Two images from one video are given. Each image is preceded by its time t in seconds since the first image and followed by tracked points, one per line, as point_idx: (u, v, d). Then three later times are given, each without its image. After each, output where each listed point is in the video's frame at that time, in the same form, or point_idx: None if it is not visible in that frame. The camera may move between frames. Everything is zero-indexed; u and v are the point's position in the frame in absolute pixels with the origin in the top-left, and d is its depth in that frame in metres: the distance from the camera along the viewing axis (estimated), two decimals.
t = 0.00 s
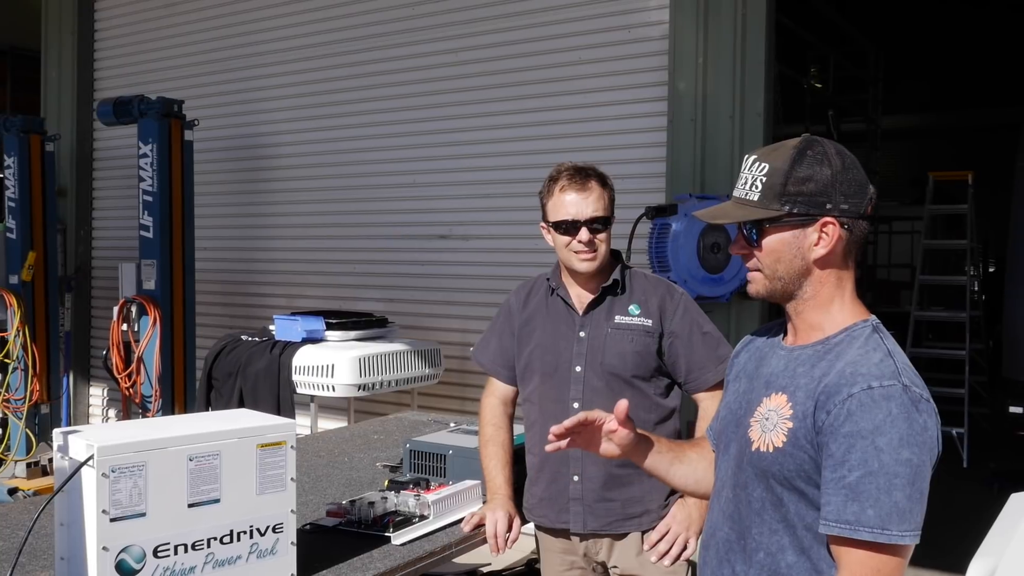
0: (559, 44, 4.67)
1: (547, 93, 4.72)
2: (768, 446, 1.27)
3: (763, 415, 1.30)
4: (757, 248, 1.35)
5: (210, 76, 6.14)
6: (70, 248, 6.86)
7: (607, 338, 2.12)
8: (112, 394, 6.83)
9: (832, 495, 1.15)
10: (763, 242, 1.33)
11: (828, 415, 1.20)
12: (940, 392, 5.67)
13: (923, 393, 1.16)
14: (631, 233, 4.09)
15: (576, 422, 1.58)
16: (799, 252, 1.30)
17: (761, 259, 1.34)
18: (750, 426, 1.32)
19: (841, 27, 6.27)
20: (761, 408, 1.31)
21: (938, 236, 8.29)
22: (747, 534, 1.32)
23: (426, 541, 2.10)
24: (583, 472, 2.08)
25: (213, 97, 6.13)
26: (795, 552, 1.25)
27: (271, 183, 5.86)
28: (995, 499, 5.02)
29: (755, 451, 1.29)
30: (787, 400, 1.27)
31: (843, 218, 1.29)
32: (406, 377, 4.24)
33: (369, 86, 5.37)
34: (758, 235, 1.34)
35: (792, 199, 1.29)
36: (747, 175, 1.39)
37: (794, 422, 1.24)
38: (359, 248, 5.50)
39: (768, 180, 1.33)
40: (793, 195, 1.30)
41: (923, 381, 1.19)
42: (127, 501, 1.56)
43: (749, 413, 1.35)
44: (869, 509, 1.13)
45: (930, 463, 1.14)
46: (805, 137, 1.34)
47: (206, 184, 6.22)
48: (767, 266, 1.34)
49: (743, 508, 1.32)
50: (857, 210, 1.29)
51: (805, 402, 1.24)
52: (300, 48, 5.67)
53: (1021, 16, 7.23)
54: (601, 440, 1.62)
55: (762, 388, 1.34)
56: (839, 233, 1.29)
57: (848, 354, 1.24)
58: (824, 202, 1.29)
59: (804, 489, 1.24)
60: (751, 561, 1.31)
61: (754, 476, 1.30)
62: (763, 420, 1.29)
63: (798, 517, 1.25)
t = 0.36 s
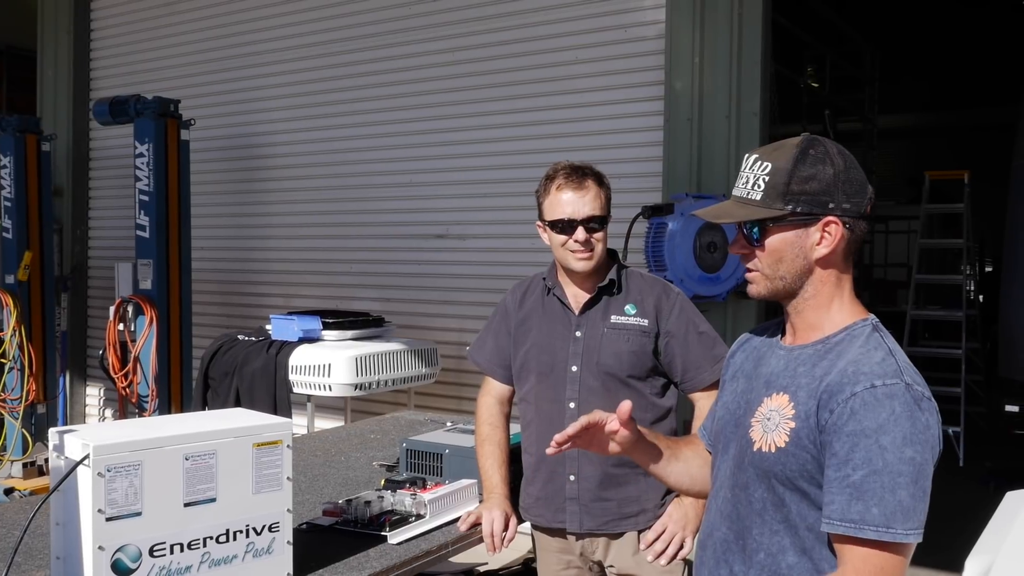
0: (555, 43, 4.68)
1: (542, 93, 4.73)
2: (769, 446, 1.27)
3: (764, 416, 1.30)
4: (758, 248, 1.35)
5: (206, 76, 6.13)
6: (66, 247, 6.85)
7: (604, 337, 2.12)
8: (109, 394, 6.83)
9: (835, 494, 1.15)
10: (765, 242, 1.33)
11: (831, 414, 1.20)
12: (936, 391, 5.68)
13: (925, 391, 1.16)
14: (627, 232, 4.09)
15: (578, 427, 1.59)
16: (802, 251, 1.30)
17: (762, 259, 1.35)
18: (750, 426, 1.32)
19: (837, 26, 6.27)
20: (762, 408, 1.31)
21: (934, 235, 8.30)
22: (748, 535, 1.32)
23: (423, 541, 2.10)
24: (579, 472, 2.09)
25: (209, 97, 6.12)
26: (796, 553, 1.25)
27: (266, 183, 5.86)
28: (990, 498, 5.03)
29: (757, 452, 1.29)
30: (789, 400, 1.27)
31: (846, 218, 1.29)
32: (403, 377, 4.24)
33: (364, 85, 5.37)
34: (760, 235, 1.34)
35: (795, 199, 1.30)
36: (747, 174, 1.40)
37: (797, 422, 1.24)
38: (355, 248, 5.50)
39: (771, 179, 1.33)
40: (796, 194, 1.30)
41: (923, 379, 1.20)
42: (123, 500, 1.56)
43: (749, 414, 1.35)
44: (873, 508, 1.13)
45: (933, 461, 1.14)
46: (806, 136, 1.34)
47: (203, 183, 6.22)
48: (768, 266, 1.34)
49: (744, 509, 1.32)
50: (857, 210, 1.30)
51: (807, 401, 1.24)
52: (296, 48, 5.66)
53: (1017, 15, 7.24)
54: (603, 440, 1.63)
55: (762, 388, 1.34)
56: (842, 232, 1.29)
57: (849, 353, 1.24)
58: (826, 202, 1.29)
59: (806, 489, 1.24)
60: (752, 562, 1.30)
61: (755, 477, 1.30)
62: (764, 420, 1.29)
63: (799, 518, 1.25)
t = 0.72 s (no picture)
0: (552, 43, 4.68)
1: (539, 92, 4.73)
2: (774, 440, 1.26)
3: (768, 410, 1.29)
4: (770, 242, 1.34)
5: (204, 75, 6.12)
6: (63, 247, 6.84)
7: (603, 337, 2.12)
8: (106, 393, 6.82)
9: (834, 481, 1.15)
10: (779, 236, 1.33)
11: (834, 403, 1.20)
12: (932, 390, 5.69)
13: (927, 382, 1.16)
14: (625, 232, 4.10)
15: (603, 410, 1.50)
16: (816, 245, 1.30)
17: (774, 253, 1.34)
18: (755, 421, 1.31)
19: (835, 26, 6.28)
20: (766, 402, 1.30)
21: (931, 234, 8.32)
22: (750, 531, 1.31)
23: (420, 540, 2.10)
24: (579, 471, 2.09)
25: (206, 96, 6.12)
26: (803, 549, 1.25)
27: (263, 182, 5.85)
28: (987, 496, 5.04)
29: (761, 446, 1.28)
30: (792, 394, 1.27)
31: (857, 213, 1.31)
32: (401, 376, 4.23)
33: (361, 85, 5.37)
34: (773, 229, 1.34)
35: (811, 192, 1.30)
36: (759, 169, 1.40)
37: (801, 414, 1.24)
38: (353, 247, 5.50)
39: (787, 173, 1.33)
40: (812, 188, 1.30)
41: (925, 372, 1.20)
42: (120, 500, 1.56)
43: (753, 409, 1.34)
44: (869, 496, 1.13)
45: (935, 452, 1.14)
46: (817, 133, 1.35)
47: (200, 183, 6.21)
48: (780, 260, 1.33)
49: (747, 504, 1.31)
50: (866, 207, 1.31)
51: (812, 393, 1.24)
52: (292, 47, 5.66)
53: (1015, 15, 7.25)
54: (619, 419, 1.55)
55: (766, 383, 1.33)
56: (854, 227, 1.30)
57: (852, 348, 1.24)
58: (840, 197, 1.30)
59: (810, 482, 1.23)
60: (755, 558, 1.30)
61: (759, 472, 1.29)
62: (769, 414, 1.29)
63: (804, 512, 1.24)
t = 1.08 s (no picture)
0: (550, 42, 4.67)
1: (537, 92, 4.73)
2: (781, 443, 1.26)
3: (773, 413, 1.29)
4: (808, 235, 1.31)
5: (201, 74, 6.12)
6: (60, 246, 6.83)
7: (602, 337, 2.12)
8: (103, 393, 6.81)
9: (846, 481, 1.15)
10: (818, 228, 1.31)
11: (841, 403, 1.20)
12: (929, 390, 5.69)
13: (933, 378, 1.16)
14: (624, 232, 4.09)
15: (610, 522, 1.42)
16: (845, 239, 1.32)
17: (812, 247, 1.31)
18: (758, 426, 1.31)
19: (833, 27, 6.29)
20: (770, 405, 1.30)
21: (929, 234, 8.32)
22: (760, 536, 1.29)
23: (418, 540, 2.09)
24: (579, 472, 2.09)
25: (203, 95, 6.11)
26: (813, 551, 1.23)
27: (261, 182, 5.85)
28: (985, 497, 5.04)
29: (768, 450, 1.27)
30: (797, 396, 1.26)
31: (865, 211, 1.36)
32: (399, 376, 4.23)
33: (359, 84, 5.36)
34: (810, 221, 1.31)
35: (845, 185, 1.31)
36: (781, 162, 1.36)
37: (808, 416, 1.23)
38: (351, 247, 5.49)
39: (824, 163, 1.32)
40: (844, 180, 1.32)
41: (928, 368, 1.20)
42: (118, 499, 1.56)
43: (754, 413, 1.34)
44: (882, 493, 1.12)
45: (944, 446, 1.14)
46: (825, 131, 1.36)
47: (197, 182, 6.20)
48: (818, 253, 1.31)
49: (755, 509, 1.30)
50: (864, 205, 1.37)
51: (818, 394, 1.23)
52: (290, 46, 5.65)
53: (1012, 16, 7.26)
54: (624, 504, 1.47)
55: (767, 386, 1.33)
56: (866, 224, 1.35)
57: (854, 347, 1.24)
58: (858, 193, 1.34)
59: (820, 484, 1.23)
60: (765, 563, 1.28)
61: (767, 476, 1.28)
62: (773, 417, 1.28)
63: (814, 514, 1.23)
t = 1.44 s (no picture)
0: (550, 43, 4.68)
1: (536, 93, 4.73)
2: (786, 448, 1.24)
3: (775, 418, 1.27)
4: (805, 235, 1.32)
5: (199, 75, 6.11)
6: (58, 246, 6.83)
7: (601, 338, 2.12)
8: (101, 394, 6.81)
9: (857, 484, 1.15)
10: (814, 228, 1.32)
11: (847, 406, 1.19)
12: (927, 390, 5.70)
13: (934, 376, 1.17)
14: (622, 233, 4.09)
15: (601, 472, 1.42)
16: (835, 239, 1.34)
17: (809, 246, 1.32)
18: (759, 432, 1.29)
19: (831, 28, 6.31)
20: (771, 411, 1.28)
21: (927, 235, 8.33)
22: (766, 543, 1.28)
23: (417, 541, 2.10)
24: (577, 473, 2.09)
25: (202, 95, 6.11)
26: (824, 556, 1.22)
27: (259, 182, 5.84)
28: (983, 497, 5.04)
29: (772, 456, 1.26)
30: (799, 400, 1.25)
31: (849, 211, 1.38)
32: (397, 377, 4.22)
33: (357, 85, 5.36)
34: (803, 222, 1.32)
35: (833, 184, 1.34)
36: (768, 168, 1.36)
37: (813, 420, 1.22)
38: (350, 247, 5.49)
39: (811, 166, 1.33)
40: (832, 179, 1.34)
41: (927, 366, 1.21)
42: (116, 501, 1.55)
43: (752, 419, 1.32)
44: (898, 495, 1.12)
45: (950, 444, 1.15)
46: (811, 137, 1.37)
47: (195, 182, 6.20)
48: (814, 251, 1.32)
49: (760, 517, 1.28)
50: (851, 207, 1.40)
51: (822, 398, 1.22)
52: (289, 46, 5.65)
53: (1010, 17, 7.28)
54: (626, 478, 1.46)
55: (766, 391, 1.31)
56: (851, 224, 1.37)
57: (853, 348, 1.24)
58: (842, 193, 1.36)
59: (827, 488, 1.21)
60: (772, 571, 1.27)
61: (772, 482, 1.26)
62: (776, 422, 1.27)
63: (823, 518, 1.22)
